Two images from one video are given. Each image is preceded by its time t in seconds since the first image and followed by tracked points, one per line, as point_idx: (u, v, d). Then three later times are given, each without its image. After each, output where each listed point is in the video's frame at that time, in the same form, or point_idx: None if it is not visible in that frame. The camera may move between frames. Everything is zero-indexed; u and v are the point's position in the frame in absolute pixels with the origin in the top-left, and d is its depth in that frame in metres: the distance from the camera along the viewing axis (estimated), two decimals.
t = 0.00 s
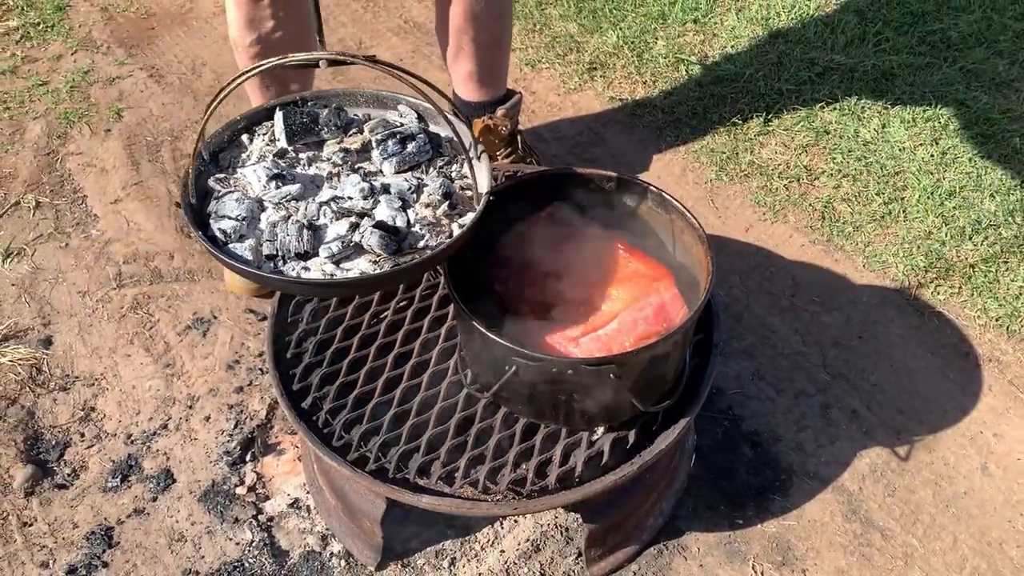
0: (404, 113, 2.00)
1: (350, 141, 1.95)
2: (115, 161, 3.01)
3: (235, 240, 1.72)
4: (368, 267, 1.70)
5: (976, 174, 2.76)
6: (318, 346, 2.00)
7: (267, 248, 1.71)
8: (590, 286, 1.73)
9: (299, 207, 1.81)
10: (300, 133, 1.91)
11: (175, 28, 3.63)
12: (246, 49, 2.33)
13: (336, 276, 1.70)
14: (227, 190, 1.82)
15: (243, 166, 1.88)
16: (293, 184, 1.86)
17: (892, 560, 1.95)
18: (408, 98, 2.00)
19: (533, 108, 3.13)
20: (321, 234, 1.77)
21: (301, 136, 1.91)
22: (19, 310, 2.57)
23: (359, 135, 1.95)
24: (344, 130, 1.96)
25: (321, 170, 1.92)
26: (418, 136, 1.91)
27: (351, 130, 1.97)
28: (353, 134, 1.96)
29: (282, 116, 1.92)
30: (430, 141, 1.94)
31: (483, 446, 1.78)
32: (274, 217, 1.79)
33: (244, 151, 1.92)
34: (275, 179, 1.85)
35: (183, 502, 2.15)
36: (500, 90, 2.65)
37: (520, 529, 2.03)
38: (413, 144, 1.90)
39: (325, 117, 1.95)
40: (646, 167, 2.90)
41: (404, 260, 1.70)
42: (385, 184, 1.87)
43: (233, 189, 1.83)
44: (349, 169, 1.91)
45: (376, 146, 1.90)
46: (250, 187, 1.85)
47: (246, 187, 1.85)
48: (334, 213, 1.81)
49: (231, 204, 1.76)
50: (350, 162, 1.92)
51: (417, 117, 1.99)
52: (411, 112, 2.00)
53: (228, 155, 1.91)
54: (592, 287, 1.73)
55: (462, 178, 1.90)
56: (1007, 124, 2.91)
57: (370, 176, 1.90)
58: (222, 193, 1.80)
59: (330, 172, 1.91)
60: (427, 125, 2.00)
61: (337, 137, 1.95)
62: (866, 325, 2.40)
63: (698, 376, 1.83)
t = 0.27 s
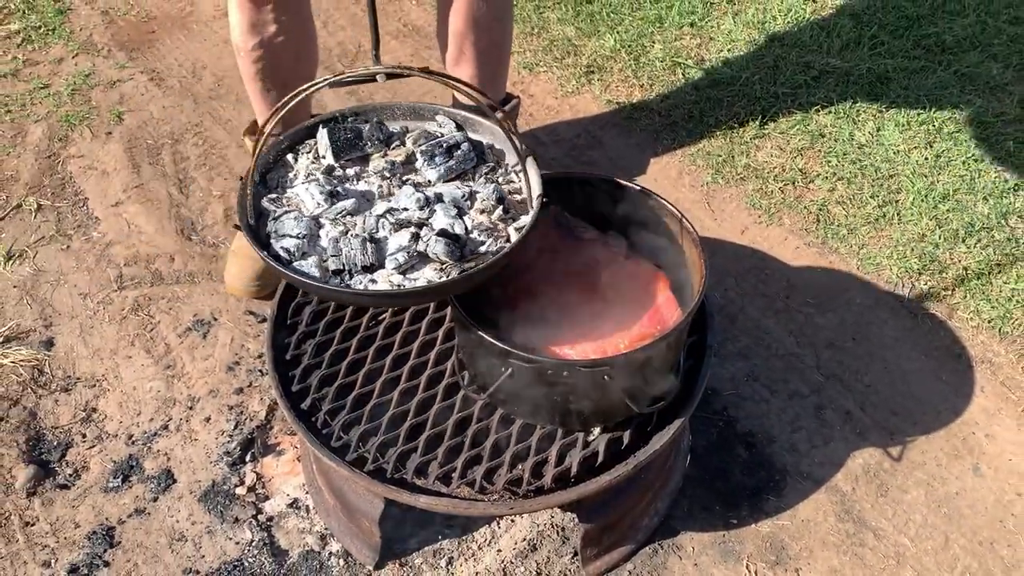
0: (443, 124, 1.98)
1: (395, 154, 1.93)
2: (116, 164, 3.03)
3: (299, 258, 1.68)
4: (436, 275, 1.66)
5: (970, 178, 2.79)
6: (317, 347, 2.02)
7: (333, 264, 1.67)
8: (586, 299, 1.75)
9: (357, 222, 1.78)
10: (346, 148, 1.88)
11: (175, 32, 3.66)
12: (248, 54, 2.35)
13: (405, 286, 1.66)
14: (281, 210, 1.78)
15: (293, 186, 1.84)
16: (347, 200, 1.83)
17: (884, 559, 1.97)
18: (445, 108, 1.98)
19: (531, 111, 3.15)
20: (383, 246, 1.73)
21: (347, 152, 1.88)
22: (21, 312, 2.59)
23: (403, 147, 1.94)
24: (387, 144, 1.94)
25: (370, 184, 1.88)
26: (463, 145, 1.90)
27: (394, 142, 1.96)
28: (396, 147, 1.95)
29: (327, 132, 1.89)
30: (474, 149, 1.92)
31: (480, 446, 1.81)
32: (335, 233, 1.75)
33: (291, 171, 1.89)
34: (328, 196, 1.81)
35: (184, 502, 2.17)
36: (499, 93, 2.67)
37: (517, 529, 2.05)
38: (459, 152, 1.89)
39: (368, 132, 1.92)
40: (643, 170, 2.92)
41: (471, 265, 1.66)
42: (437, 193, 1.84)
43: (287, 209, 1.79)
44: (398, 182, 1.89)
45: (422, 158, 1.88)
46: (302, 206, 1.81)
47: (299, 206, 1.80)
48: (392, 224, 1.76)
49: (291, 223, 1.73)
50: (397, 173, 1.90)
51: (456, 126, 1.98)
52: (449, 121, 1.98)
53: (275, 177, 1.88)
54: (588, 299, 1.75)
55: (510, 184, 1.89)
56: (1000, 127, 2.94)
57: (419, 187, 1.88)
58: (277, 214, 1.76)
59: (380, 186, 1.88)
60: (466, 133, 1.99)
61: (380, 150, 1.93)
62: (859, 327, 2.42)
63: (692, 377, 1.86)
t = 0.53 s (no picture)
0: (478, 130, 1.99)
1: (438, 164, 1.96)
2: (115, 167, 3.05)
3: (363, 275, 1.71)
4: (500, 282, 1.68)
5: (961, 180, 2.82)
6: (314, 349, 2.04)
7: (399, 279, 1.69)
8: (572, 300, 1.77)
9: (414, 234, 1.80)
10: (391, 162, 1.91)
11: (173, 35, 3.68)
12: (248, 58, 2.38)
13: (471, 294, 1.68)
14: (336, 228, 1.81)
15: (343, 204, 1.87)
16: (400, 213, 1.85)
17: (875, 557, 2.00)
18: (479, 115, 2.00)
19: (527, 114, 3.18)
20: (443, 256, 1.75)
21: (392, 166, 1.92)
22: (20, 314, 2.61)
23: (444, 158, 1.97)
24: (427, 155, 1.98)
25: (418, 196, 1.90)
26: (505, 149, 1.91)
27: (434, 153, 1.99)
28: (436, 157, 1.99)
29: (370, 148, 1.92)
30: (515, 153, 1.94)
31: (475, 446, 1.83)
32: (394, 246, 1.77)
33: (338, 189, 1.92)
34: (382, 211, 1.83)
35: (182, 502, 2.19)
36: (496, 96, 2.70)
37: (512, 528, 2.08)
38: (501, 157, 1.90)
39: (408, 145, 1.95)
40: (638, 172, 2.94)
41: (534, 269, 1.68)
42: (487, 200, 1.86)
43: (343, 227, 1.81)
44: (445, 192, 1.91)
45: (465, 166, 1.90)
46: (357, 222, 1.83)
47: (353, 223, 1.83)
48: (449, 233, 1.78)
49: (351, 239, 1.74)
50: (442, 183, 1.93)
51: (492, 132, 1.99)
52: (484, 127, 2.00)
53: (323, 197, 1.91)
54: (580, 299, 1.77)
55: (553, 183, 1.90)
56: (991, 130, 2.97)
57: (467, 194, 1.90)
58: (335, 232, 1.78)
59: (428, 198, 1.90)
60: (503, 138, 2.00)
61: (422, 162, 1.97)
62: (852, 328, 2.45)
63: (685, 377, 1.89)
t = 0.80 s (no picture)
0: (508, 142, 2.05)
1: (471, 176, 2.01)
2: (113, 168, 3.07)
3: (414, 287, 1.72)
4: (550, 288, 1.70)
5: (954, 183, 2.84)
6: (311, 349, 2.06)
7: (449, 289, 1.71)
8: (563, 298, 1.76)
9: (458, 245, 1.82)
10: (427, 176, 1.96)
11: (171, 37, 3.70)
12: (248, 61, 2.40)
13: (521, 302, 1.69)
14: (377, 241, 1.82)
15: (383, 219, 1.90)
16: (441, 225, 1.87)
17: (867, 556, 2.02)
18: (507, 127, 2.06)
19: (523, 117, 3.20)
20: (489, 266, 1.76)
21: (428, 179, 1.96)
22: (19, 314, 2.62)
23: (476, 169, 2.02)
24: (460, 167, 2.03)
25: (455, 207, 1.94)
26: (538, 161, 1.97)
27: (465, 166, 2.05)
28: (469, 169, 2.04)
29: (406, 162, 1.96)
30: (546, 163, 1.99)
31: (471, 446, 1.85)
32: (439, 257, 1.78)
33: (376, 204, 1.95)
34: (424, 224, 1.86)
35: (180, 502, 2.21)
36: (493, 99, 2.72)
37: (507, 527, 2.09)
38: (536, 168, 1.95)
39: (442, 159, 2.00)
40: (633, 174, 2.97)
41: (583, 273, 1.71)
42: (525, 209, 1.89)
43: (387, 241, 1.83)
44: (480, 203, 1.94)
45: (500, 177, 1.95)
46: (399, 235, 1.86)
47: (396, 236, 1.85)
48: (492, 243, 1.81)
49: (397, 252, 1.76)
50: (478, 194, 1.97)
51: (521, 142, 2.05)
52: (513, 138, 2.05)
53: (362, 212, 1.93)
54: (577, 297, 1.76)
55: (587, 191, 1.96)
56: (984, 133, 3.00)
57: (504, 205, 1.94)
58: (381, 245, 1.79)
59: (466, 209, 1.94)
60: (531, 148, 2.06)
61: (456, 174, 2.02)
62: (844, 329, 2.47)
63: (679, 378, 1.91)
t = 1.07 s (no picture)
0: (525, 158, 2.05)
1: (496, 193, 2.01)
2: (112, 167, 3.08)
3: (456, 307, 1.74)
4: (590, 302, 1.72)
5: (948, 185, 2.86)
6: (309, 348, 2.08)
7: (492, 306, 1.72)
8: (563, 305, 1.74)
9: (492, 260, 1.83)
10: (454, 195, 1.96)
11: (170, 37, 3.70)
12: (248, 61, 2.41)
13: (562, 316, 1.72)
14: (412, 262, 1.83)
15: (414, 239, 1.90)
16: (473, 242, 1.89)
17: (860, 555, 2.03)
18: (525, 142, 2.06)
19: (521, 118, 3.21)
20: (527, 280, 1.79)
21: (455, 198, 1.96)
22: (17, 313, 2.63)
23: (500, 186, 2.02)
24: (483, 185, 2.02)
25: (484, 225, 1.95)
26: (561, 175, 1.97)
27: (488, 182, 2.04)
28: (493, 186, 2.04)
29: (433, 181, 1.96)
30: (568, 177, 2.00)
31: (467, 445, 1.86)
32: (476, 274, 1.80)
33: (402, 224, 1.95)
34: (457, 242, 1.88)
35: (178, 499, 2.22)
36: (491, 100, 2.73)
37: (503, 526, 2.10)
38: (560, 182, 1.96)
39: (466, 176, 2.00)
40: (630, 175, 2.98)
41: (621, 285, 1.73)
42: (554, 223, 1.90)
43: (423, 261, 1.84)
44: (508, 220, 1.95)
45: (525, 193, 1.96)
46: (433, 254, 1.87)
47: (429, 255, 1.87)
48: (526, 258, 1.82)
49: (435, 272, 1.78)
50: (504, 210, 1.97)
51: (539, 158, 2.05)
52: (531, 154, 2.06)
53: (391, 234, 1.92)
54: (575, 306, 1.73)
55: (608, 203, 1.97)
56: (978, 136, 3.01)
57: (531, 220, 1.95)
58: (418, 266, 1.81)
59: (494, 225, 1.95)
60: (549, 162, 2.06)
61: (480, 192, 2.02)
62: (839, 329, 2.49)
63: (674, 377, 1.93)
